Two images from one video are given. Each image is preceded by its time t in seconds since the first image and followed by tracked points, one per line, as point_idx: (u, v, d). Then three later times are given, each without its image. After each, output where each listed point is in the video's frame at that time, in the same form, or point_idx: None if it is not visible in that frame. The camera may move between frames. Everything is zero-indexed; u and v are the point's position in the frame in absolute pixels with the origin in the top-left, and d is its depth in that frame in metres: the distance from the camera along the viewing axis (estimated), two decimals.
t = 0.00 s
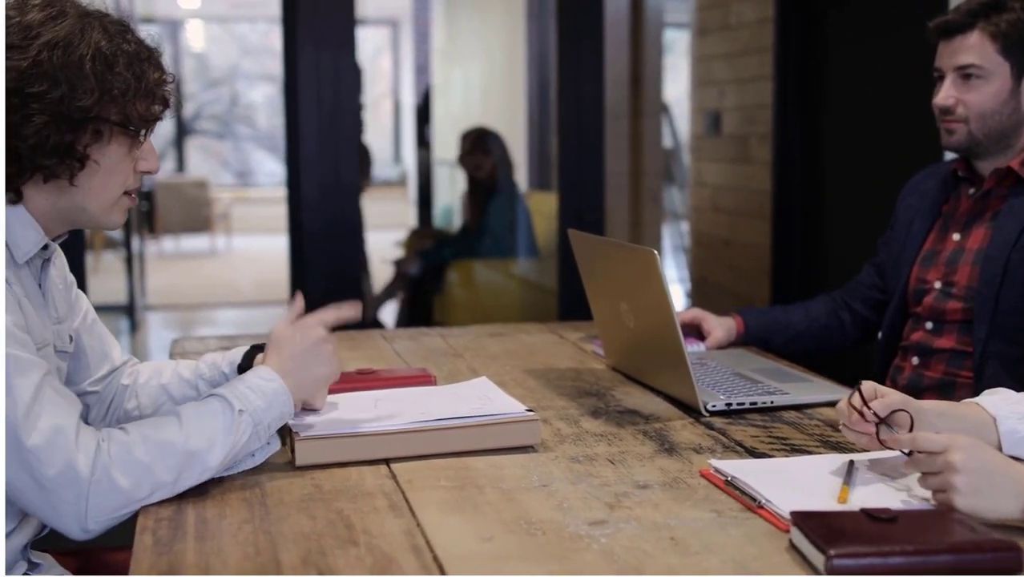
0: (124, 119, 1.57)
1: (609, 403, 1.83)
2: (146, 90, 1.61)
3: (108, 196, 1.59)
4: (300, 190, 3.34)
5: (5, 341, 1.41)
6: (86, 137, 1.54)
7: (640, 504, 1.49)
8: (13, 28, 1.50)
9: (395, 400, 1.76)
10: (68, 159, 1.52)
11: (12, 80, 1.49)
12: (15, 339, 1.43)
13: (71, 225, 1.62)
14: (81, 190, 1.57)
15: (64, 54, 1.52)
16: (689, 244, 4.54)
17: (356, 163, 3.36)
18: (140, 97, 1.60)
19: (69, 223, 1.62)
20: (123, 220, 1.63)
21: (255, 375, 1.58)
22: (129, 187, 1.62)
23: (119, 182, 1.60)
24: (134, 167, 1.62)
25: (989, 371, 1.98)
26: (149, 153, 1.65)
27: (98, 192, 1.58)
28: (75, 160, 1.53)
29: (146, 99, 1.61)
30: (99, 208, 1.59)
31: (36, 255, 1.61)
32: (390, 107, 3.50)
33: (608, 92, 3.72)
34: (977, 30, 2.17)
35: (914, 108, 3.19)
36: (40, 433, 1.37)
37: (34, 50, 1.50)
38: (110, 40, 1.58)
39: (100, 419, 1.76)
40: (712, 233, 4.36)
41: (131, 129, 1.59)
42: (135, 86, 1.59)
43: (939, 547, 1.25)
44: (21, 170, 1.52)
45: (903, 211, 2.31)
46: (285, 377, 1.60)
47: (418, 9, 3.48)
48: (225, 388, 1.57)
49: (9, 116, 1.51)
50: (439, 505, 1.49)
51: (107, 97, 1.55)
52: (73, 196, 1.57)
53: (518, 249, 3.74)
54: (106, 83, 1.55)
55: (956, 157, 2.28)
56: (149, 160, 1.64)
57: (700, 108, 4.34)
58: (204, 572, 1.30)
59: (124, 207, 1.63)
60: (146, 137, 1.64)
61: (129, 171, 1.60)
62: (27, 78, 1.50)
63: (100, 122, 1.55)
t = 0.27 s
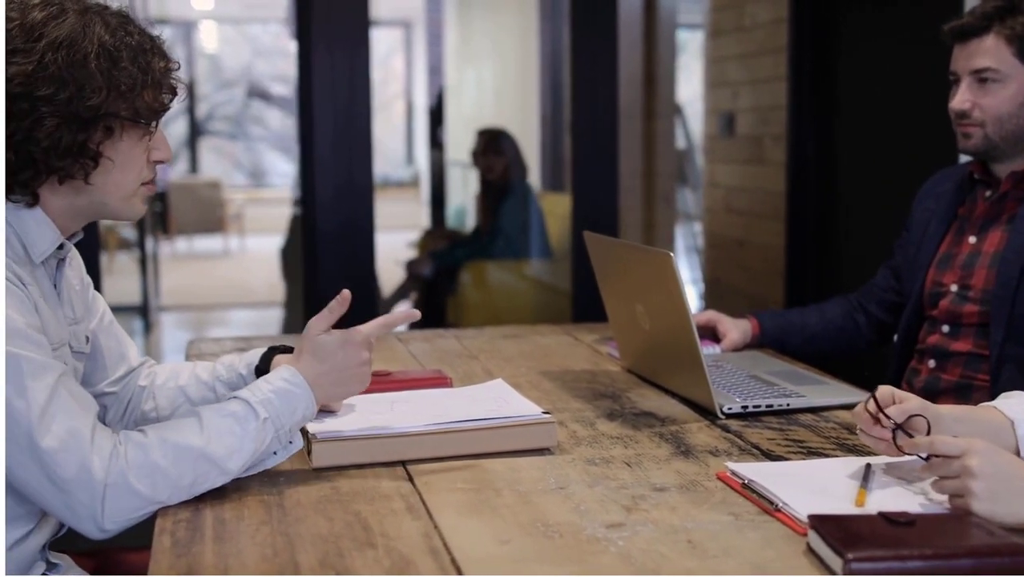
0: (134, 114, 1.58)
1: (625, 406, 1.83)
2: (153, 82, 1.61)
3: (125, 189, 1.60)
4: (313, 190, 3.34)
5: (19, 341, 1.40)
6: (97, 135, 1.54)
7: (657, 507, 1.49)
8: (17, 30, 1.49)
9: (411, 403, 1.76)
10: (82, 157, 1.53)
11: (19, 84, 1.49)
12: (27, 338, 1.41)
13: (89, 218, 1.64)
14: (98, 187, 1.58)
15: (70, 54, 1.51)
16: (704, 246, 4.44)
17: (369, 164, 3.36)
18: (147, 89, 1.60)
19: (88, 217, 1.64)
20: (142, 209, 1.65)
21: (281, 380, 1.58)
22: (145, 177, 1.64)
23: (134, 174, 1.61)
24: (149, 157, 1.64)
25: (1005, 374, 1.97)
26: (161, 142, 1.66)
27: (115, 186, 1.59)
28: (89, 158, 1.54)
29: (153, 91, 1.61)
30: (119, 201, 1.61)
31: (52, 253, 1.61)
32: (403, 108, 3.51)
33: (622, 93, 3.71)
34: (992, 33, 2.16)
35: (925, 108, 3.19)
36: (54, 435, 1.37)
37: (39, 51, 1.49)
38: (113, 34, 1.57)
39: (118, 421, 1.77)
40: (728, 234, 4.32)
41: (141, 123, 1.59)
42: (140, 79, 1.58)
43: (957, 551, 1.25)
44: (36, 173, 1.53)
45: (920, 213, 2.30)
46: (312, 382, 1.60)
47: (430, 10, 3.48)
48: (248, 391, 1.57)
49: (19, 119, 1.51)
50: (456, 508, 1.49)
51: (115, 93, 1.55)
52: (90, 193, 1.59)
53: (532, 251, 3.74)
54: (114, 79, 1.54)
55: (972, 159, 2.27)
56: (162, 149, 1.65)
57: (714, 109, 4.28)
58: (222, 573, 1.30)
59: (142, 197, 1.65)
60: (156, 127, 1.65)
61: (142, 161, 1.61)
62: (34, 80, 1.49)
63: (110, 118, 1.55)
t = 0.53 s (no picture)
0: (146, 107, 1.58)
1: (639, 406, 1.83)
2: (163, 75, 1.61)
3: (140, 184, 1.60)
4: (325, 189, 3.35)
5: (33, 342, 1.40)
6: (110, 129, 1.54)
7: (672, 507, 1.49)
8: (25, 27, 1.49)
9: (425, 403, 1.77)
10: (94, 152, 1.53)
11: (30, 79, 1.49)
12: (42, 340, 1.41)
13: (104, 215, 1.64)
14: (110, 182, 1.58)
15: (79, 49, 1.51)
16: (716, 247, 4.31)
17: (381, 163, 3.37)
18: (157, 82, 1.59)
19: (104, 215, 1.64)
20: (157, 205, 1.64)
21: (286, 375, 1.58)
22: (158, 173, 1.64)
23: (147, 170, 1.61)
24: (161, 153, 1.64)
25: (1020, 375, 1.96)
26: (173, 137, 1.67)
27: (128, 183, 1.59)
28: (102, 153, 1.54)
29: (164, 84, 1.61)
30: (131, 198, 1.60)
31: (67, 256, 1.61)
32: (414, 108, 3.49)
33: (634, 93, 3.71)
34: (1008, 34, 2.15)
35: (937, 107, 3.19)
36: (70, 435, 1.38)
37: (48, 46, 1.49)
38: (122, 29, 1.57)
39: (132, 421, 1.77)
40: (738, 235, 4.25)
41: (153, 116, 1.59)
42: (151, 72, 1.58)
43: (974, 552, 1.25)
44: (50, 169, 1.53)
45: (934, 214, 2.30)
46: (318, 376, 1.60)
47: (443, 10, 3.48)
48: (257, 388, 1.58)
49: (32, 115, 1.52)
50: (471, 508, 1.49)
51: (125, 86, 1.55)
52: (103, 188, 1.59)
53: (542, 251, 3.75)
54: (124, 72, 1.54)
55: (987, 160, 2.26)
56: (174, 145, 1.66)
57: (726, 109, 4.20)
58: (239, 573, 1.31)
59: (156, 193, 1.64)
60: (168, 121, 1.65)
61: (155, 155, 1.61)
62: (45, 75, 1.50)
63: (122, 112, 1.55)
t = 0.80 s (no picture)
0: (161, 111, 1.57)
1: (652, 408, 1.83)
2: (181, 81, 1.61)
3: (153, 188, 1.61)
4: (336, 189, 3.35)
5: (51, 341, 1.40)
6: (124, 132, 1.54)
7: (687, 509, 1.49)
8: (46, 30, 1.52)
9: (439, 404, 1.77)
10: (108, 155, 1.54)
11: (48, 80, 1.50)
12: (60, 340, 1.42)
13: (117, 217, 1.64)
14: (124, 184, 1.59)
15: (97, 51, 1.51)
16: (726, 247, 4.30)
17: (392, 162, 3.37)
18: (174, 87, 1.59)
19: (118, 217, 1.64)
20: (169, 209, 1.64)
21: (304, 377, 1.59)
22: (172, 176, 1.63)
23: (160, 174, 1.61)
24: (176, 158, 1.63)
25: None
26: (189, 143, 1.66)
27: (142, 185, 1.59)
28: (116, 155, 1.54)
29: (181, 90, 1.61)
30: (144, 201, 1.61)
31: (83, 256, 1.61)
32: (424, 107, 3.50)
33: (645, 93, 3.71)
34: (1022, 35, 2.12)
35: (949, 107, 3.20)
36: (87, 435, 1.38)
37: (67, 47, 1.51)
38: (140, 32, 1.57)
39: (147, 421, 1.78)
40: (748, 236, 4.22)
41: (168, 120, 1.59)
42: (168, 76, 1.58)
43: (991, 555, 1.24)
44: (64, 170, 1.54)
45: (948, 215, 2.30)
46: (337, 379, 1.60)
47: (453, 10, 3.49)
48: (274, 391, 1.58)
49: (48, 115, 1.53)
50: (486, 509, 1.49)
51: (142, 89, 1.54)
52: (117, 190, 1.59)
53: (552, 250, 3.74)
54: (141, 76, 1.54)
55: (1001, 161, 2.26)
56: (190, 150, 1.65)
57: (738, 108, 4.21)
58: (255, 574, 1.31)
59: (169, 197, 1.64)
60: (185, 127, 1.65)
61: (170, 159, 1.61)
62: (62, 76, 1.51)
63: (137, 116, 1.55)
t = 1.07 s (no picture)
0: (179, 110, 1.57)
1: (668, 410, 1.83)
2: (198, 80, 1.61)
3: (168, 188, 1.61)
4: (349, 188, 3.36)
5: (69, 341, 1.41)
6: (142, 130, 1.55)
7: (704, 512, 1.48)
8: (65, 30, 1.52)
9: (454, 405, 1.77)
10: (126, 153, 1.54)
11: (66, 78, 1.51)
12: (78, 340, 1.42)
13: (134, 219, 1.65)
14: (141, 183, 1.59)
15: (115, 50, 1.52)
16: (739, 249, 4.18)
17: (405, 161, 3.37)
18: (191, 87, 1.59)
19: (135, 217, 1.65)
20: (184, 210, 1.65)
21: (324, 382, 1.60)
22: (188, 177, 1.64)
23: (178, 173, 1.62)
24: (193, 158, 1.65)
25: None
26: (205, 143, 1.67)
27: (160, 185, 1.60)
28: (133, 154, 1.55)
29: (198, 90, 1.61)
30: (162, 201, 1.61)
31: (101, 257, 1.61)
32: (435, 107, 3.50)
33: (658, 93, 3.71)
34: None
35: (959, 109, 3.20)
36: (105, 435, 1.38)
37: (85, 47, 1.51)
38: (158, 32, 1.57)
39: (163, 422, 1.78)
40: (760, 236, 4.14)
41: (185, 119, 1.59)
42: (185, 75, 1.58)
43: (1010, 558, 1.24)
44: (82, 168, 1.54)
45: (964, 216, 2.29)
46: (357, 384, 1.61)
47: (465, 11, 3.49)
48: (294, 395, 1.59)
49: (66, 113, 1.53)
50: (503, 511, 1.49)
51: (160, 88, 1.55)
52: (134, 189, 1.60)
53: (563, 251, 3.74)
54: (158, 75, 1.54)
55: (1017, 163, 2.25)
56: (206, 151, 1.66)
57: (750, 110, 4.11)
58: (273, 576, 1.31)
59: (184, 198, 1.65)
60: (202, 127, 1.65)
61: (188, 161, 1.62)
62: (81, 75, 1.51)
63: (154, 115, 1.55)
